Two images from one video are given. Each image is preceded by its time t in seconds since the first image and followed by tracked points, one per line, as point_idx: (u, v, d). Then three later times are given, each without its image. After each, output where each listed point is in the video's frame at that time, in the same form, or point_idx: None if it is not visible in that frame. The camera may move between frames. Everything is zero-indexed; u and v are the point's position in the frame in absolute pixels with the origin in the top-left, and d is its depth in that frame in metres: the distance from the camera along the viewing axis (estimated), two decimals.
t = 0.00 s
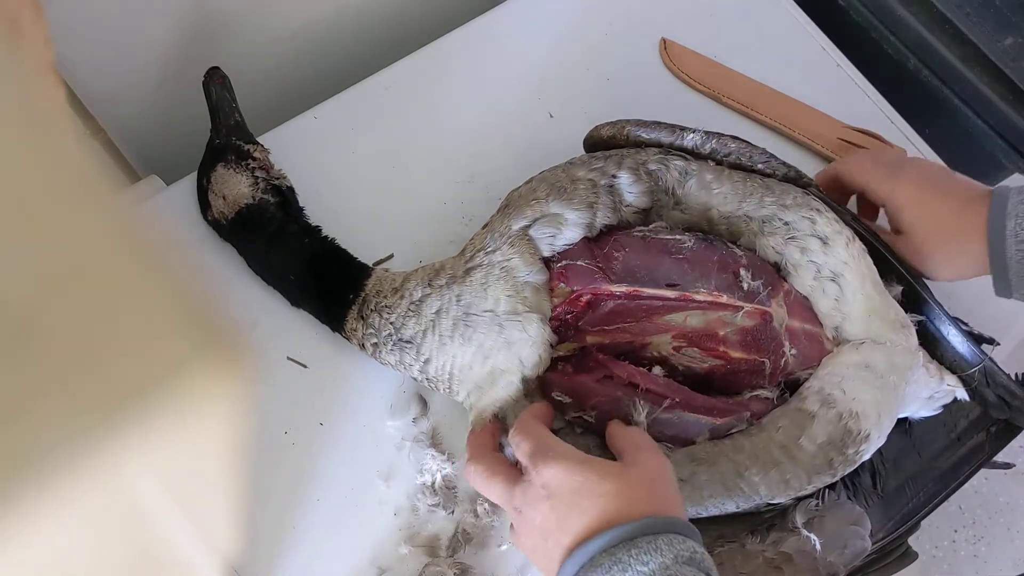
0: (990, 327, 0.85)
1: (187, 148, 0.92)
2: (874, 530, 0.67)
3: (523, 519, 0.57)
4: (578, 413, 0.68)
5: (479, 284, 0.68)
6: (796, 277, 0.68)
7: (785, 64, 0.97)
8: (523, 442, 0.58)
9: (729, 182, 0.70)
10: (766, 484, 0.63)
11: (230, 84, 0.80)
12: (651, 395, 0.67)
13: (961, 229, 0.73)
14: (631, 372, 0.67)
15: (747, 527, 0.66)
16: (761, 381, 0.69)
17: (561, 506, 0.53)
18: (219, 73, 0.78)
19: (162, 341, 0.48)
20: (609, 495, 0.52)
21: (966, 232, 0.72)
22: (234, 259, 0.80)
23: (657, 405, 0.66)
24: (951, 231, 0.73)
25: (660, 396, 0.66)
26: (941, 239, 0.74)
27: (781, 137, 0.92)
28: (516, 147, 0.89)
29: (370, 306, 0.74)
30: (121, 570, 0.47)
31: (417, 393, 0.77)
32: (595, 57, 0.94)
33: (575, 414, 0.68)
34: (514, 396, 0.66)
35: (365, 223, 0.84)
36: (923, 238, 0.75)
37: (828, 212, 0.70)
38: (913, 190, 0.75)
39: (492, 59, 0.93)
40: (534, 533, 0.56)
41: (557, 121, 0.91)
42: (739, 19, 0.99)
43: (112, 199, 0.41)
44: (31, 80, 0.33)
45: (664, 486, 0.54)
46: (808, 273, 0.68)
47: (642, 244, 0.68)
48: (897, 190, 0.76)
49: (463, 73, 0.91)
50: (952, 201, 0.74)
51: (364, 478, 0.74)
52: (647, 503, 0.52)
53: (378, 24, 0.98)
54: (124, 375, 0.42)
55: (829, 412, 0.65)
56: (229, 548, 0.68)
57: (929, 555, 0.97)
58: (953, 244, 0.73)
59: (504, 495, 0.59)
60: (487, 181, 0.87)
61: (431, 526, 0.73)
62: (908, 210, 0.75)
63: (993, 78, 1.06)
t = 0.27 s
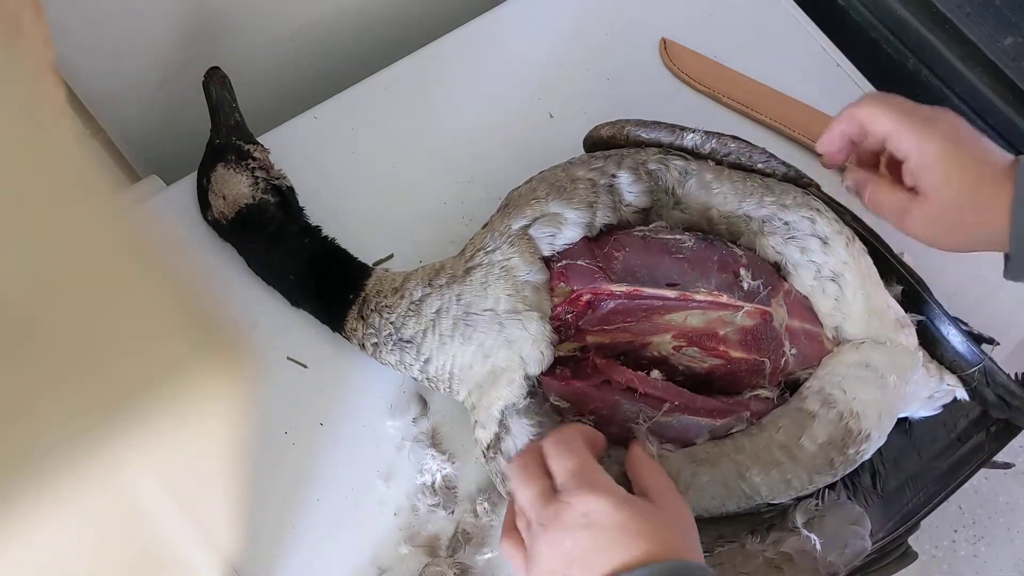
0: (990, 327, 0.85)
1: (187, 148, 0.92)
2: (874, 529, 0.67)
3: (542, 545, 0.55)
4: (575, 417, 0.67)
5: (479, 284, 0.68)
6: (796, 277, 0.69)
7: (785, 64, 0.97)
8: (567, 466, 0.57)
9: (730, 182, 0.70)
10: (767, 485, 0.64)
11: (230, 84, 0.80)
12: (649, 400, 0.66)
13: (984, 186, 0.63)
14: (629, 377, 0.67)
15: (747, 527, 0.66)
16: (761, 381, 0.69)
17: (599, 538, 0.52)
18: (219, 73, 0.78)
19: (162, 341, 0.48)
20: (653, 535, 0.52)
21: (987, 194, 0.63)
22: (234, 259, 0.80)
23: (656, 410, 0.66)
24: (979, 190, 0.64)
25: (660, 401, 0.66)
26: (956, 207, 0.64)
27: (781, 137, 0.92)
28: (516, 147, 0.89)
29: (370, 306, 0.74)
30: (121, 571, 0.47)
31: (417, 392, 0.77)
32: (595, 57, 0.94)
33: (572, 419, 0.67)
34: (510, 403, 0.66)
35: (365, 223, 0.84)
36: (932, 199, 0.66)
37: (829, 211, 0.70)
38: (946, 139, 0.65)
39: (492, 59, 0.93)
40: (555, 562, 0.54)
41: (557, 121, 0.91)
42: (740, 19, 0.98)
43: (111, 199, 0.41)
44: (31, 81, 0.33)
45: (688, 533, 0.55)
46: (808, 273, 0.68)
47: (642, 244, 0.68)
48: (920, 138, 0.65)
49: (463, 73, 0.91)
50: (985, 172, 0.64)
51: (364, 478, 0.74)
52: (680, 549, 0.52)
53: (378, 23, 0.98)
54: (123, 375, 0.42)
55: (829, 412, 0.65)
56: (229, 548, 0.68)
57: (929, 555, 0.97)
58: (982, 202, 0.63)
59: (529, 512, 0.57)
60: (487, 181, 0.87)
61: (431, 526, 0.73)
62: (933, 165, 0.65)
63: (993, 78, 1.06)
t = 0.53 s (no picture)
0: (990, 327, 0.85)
1: (187, 148, 0.92)
2: (874, 529, 0.67)
3: None
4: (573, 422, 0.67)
5: (479, 284, 0.69)
6: (796, 278, 0.67)
7: (785, 65, 0.97)
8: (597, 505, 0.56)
9: (728, 181, 0.71)
10: (766, 487, 0.64)
11: (230, 84, 0.80)
12: (647, 405, 0.65)
13: (834, 342, 0.47)
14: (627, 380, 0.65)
15: (747, 528, 0.67)
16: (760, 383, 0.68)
17: None
18: (219, 73, 0.78)
19: (161, 342, 0.48)
20: None
21: (842, 348, 0.47)
22: (234, 259, 0.80)
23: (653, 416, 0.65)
24: (814, 341, 0.47)
25: (659, 407, 0.65)
26: (796, 397, 0.48)
27: (781, 137, 0.92)
28: (516, 147, 0.89)
29: (370, 305, 0.74)
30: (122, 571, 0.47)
31: (417, 392, 0.77)
32: (595, 57, 0.94)
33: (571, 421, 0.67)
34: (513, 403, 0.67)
35: (365, 222, 0.84)
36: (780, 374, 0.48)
37: (829, 211, 0.70)
38: (759, 335, 0.48)
39: (492, 60, 0.92)
40: None
41: (557, 121, 0.91)
42: (739, 19, 0.98)
43: (112, 199, 0.41)
44: (31, 80, 0.33)
45: None
46: (808, 274, 0.67)
47: (642, 244, 0.68)
48: (729, 356, 0.49)
49: (463, 73, 0.91)
50: (753, 404, 0.50)
51: (364, 479, 0.74)
52: None
53: (378, 24, 0.98)
54: (122, 374, 0.42)
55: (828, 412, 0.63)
56: (229, 549, 0.68)
57: (929, 555, 0.97)
58: (867, 345, 0.47)
59: (555, 551, 0.56)
60: (487, 181, 0.87)
61: (431, 526, 0.73)
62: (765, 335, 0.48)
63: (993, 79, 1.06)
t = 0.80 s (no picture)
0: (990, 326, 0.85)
1: (187, 148, 0.92)
2: (874, 531, 0.67)
3: None
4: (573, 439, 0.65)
5: (479, 284, 0.69)
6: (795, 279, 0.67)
7: (785, 65, 0.97)
8: (602, 522, 0.56)
9: (728, 182, 0.71)
10: (756, 489, 0.64)
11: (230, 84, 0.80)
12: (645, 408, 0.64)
13: (714, 379, 0.51)
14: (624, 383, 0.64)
15: (742, 530, 0.67)
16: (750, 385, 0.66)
17: None
18: (219, 72, 0.78)
19: (161, 343, 0.48)
20: None
21: (721, 374, 0.51)
22: (234, 259, 0.80)
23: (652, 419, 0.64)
24: (697, 378, 0.52)
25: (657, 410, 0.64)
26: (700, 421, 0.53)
27: (780, 137, 0.92)
28: (516, 147, 0.89)
29: (370, 306, 0.75)
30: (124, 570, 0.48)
31: (417, 392, 0.77)
32: (595, 57, 0.94)
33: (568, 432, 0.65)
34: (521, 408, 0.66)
35: (365, 222, 0.84)
36: (695, 411, 0.53)
37: (829, 212, 0.70)
38: (685, 357, 0.53)
39: (492, 59, 0.92)
40: None
41: (557, 121, 0.91)
42: (739, 19, 0.98)
43: (112, 200, 0.41)
44: (31, 80, 0.33)
45: None
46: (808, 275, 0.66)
47: (642, 244, 0.68)
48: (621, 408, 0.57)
49: (462, 74, 0.91)
50: (708, 399, 0.52)
51: (364, 479, 0.74)
52: None
53: (377, 23, 0.97)
54: (121, 375, 0.42)
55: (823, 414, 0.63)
56: (229, 549, 0.68)
57: (929, 555, 0.98)
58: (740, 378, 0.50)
59: (553, 560, 0.55)
60: (487, 181, 0.87)
61: (431, 526, 0.73)
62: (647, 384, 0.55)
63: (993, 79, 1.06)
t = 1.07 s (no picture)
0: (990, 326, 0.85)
1: (187, 148, 0.92)
2: (873, 533, 0.67)
3: None
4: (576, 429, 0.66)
5: (479, 283, 0.69)
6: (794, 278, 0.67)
7: (785, 65, 0.97)
8: (602, 514, 0.60)
9: (728, 181, 0.71)
10: (754, 481, 0.65)
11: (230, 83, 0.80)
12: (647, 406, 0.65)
13: (677, 362, 0.53)
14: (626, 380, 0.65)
15: (742, 529, 0.67)
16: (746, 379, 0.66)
17: None
18: (219, 72, 0.78)
19: (161, 343, 0.48)
20: None
21: (687, 350, 0.52)
22: (234, 258, 0.79)
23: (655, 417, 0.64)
24: (666, 360, 0.54)
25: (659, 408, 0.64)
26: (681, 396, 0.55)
27: (780, 137, 0.92)
28: (516, 147, 0.89)
29: (370, 306, 0.75)
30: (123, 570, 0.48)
31: (417, 393, 0.77)
32: (595, 57, 0.94)
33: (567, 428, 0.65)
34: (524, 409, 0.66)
35: (366, 222, 0.84)
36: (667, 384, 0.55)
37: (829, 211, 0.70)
38: (649, 342, 0.55)
39: (492, 59, 0.92)
40: None
41: (557, 121, 0.91)
42: (739, 19, 0.98)
43: (112, 200, 0.41)
44: (30, 81, 0.33)
45: None
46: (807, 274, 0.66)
47: (641, 243, 0.68)
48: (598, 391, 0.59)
49: (462, 74, 0.91)
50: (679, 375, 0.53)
51: (364, 479, 0.74)
52: None
53: (377, 24, 0.98)
54: (121, 376, 0.42)
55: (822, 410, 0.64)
56: (229, 550, 0.68)
57: (929, 555, 0.97)
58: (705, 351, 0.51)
59: (557, 554, 0.59)
60: (487, 181, 0.87)
61: (431, 526, 0.73)
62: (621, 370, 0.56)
63: (993, 79, 1.06)
